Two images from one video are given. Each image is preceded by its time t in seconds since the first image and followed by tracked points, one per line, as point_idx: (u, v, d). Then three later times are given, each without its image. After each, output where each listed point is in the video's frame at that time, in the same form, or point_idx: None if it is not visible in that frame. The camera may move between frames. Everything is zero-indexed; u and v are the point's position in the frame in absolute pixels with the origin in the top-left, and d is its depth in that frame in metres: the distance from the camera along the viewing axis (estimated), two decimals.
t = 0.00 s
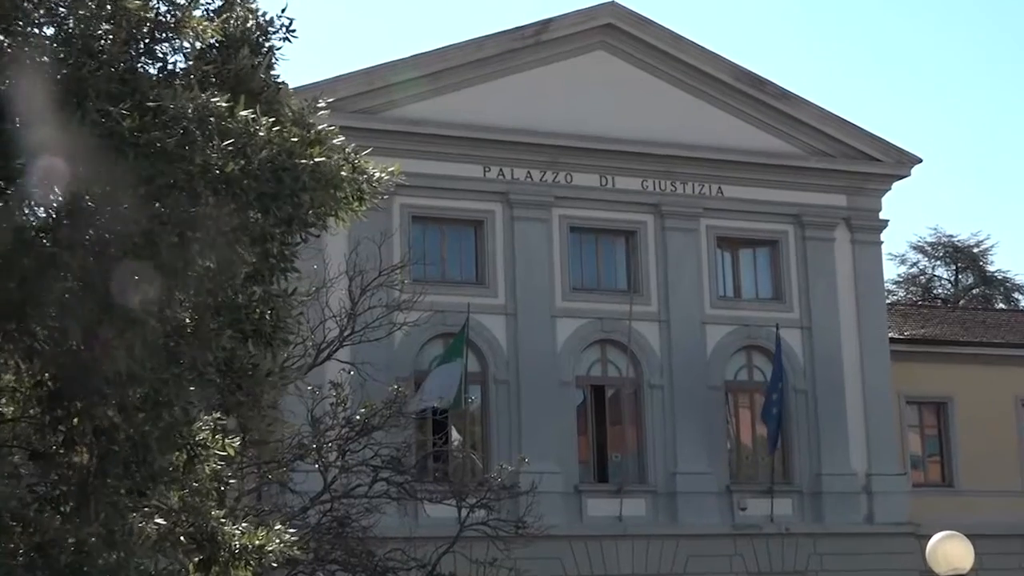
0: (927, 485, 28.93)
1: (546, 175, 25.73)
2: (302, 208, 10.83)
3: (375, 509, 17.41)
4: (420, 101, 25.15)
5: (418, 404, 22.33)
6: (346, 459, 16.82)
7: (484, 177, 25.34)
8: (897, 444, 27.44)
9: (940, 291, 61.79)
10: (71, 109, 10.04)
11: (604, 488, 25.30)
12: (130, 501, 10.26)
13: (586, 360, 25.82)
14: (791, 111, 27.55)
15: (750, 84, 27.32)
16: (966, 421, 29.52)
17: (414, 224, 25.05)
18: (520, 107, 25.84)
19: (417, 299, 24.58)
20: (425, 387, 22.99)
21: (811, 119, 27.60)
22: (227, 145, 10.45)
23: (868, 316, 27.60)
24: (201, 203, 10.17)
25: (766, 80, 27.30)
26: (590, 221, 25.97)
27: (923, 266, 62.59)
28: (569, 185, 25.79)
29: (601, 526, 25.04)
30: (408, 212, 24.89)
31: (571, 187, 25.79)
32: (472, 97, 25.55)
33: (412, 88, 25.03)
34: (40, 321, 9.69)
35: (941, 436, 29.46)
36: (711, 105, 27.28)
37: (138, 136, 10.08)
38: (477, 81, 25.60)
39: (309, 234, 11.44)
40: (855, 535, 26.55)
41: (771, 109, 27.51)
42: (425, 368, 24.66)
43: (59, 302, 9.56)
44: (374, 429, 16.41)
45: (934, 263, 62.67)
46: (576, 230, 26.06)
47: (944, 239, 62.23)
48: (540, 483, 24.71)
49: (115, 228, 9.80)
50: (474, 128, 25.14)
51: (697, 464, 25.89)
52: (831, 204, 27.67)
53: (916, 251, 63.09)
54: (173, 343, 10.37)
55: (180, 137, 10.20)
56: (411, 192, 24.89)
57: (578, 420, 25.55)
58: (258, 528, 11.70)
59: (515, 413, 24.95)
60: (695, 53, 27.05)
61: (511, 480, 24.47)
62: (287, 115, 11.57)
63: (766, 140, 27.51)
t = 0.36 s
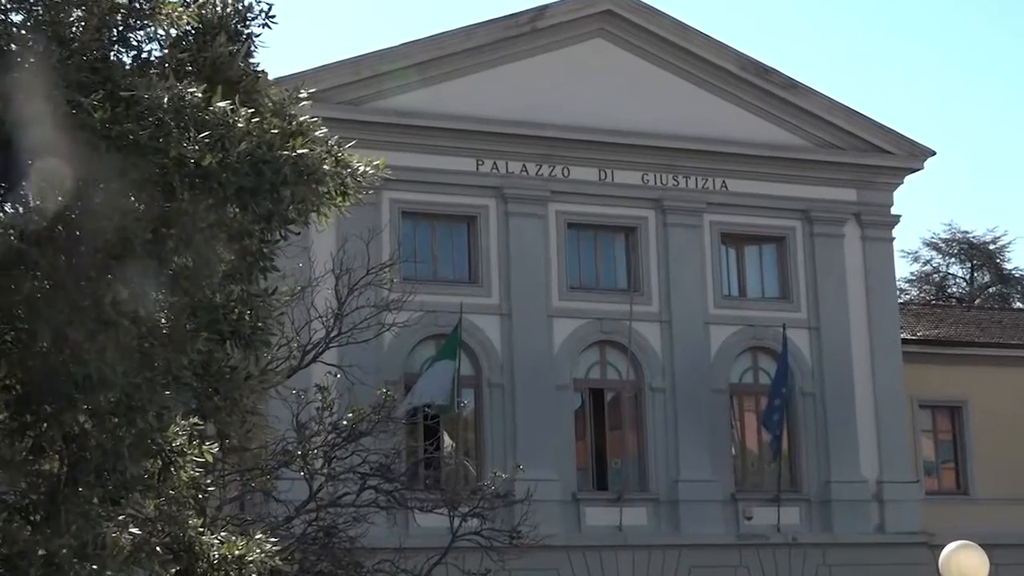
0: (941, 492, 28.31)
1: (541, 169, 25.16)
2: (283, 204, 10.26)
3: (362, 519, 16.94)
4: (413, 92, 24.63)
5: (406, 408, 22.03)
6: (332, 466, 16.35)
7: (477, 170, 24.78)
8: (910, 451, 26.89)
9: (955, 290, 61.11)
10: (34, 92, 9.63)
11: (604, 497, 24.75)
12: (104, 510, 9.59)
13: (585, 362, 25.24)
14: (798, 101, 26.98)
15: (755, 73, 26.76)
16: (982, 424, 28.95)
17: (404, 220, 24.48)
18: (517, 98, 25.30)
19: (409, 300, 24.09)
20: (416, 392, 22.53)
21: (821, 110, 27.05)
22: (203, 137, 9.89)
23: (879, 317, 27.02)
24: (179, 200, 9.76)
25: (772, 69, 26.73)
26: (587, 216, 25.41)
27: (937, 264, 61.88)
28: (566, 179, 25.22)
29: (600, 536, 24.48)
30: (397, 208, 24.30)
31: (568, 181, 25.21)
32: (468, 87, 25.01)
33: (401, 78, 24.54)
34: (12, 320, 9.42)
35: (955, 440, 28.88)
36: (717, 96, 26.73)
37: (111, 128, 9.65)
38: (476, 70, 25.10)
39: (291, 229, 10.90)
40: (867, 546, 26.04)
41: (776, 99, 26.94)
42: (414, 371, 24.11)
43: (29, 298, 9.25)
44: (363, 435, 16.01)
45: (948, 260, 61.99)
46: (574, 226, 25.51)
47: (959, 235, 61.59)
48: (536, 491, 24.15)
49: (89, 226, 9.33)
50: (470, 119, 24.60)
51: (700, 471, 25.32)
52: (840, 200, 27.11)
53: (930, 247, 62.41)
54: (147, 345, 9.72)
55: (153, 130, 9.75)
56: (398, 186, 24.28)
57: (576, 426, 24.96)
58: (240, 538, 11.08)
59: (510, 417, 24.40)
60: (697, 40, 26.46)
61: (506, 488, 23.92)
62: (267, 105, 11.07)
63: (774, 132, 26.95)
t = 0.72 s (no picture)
0: (952, 502, 27.94)
1: (545, 168, 24.86)
2: (276, 203, 9.97)
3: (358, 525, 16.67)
4: (415, 88, 24.35)
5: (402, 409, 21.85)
6: (327, 471, 16.08)
7: (479, 168, 24.49)
8: (920, 462, 26.57)
9: (968, 295, 60.80)
10: (18, 85, 9.30)
11: (605, 503, 24.46)
12: (92, 514, 9.24)
13: (587, 366, 24.96)
14: (807, 101, 26.65)
15: (764, 71, 26.47)
16: (993, 433, 28.61)
17: (405, 219, 24.20)
18: (522, 95, 25.02)
19: (410, 302, 23.83)
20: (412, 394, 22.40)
21: (831, 109, 26.73)
22: (194, 134, 9.63)
23: (890, 323, 26.68)
24: (170, 196, 9.53)
25: (782, 68, 26.42)
26: (589, 216, 25.09)
27: (949, 268, 61.58)
28: (570, 179, 24.92)
29: (602, 545, 24.19)
30: (396, 207, 24.02)
31: (572, 181, 24.91)
32: (472, 84, 24.73)
33: (404, 74, 24.25)
34: None
35: (966, 449, 28.52)
36: (724, 94, 26.42)
37: (100, 123, 9.36)
38: (481, 66, 24.82)
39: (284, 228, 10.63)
40: (875, 557, 25.72)
41: (785, 98, 26.63)
42: (412, 374, 23.85)
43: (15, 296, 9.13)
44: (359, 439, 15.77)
45: (962, 265, 61.65)
46: (577, 226, 25.20)
47: (972, 240, 61.23)
48: (536, 497, 23.86)
49: (77, 222, 9.09)
50: (474, 117, 24.33)
51: (703, 478, 25.03)
52: (849, 202, 26.78)
53: (942, 252, 62.10)
54: (136, 345, 9.47)
55: (142, 125, 9.48)
56: (397, 184, 24.01)
57: (577, 430, 24.67)
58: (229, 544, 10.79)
59: (510, 420, 24.11)
60: (704, 37, 26.15)
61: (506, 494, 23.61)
62: (261, 102, 10.76)
63: (782, 133, 26.64)
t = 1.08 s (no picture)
0: (952, 503, 27.94)
1: (546, 168, 24.85)
2: (274, 199, 9.95)
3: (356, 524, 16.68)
4: (416, 87, 24.35)
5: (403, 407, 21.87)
6: (326, 470, 16.08)
7: (480, 168, 24.49)
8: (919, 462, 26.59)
9: (969, 296, 60.78)
10: (16, 81, 9.30)
11: (605, 503, 24.44)
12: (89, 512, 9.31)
13: (588, 366, 24.96)
14: (808, 101, 26.64)
15: (765, 72, 26.47)
16: (993, 435, 28.60)
17: (405, 218, 24.20)
18: (523, 95, 25.01)
19: (409, 301, 23.82)
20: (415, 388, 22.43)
21: (832, 110, 26.72)
22: (192, 130, 9.64)
23: (891, 325, 26.67)
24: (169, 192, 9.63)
25: (783, 68, 26.41)
26: (590, 216, 25.07)
27: (950, 269, 61.58)
28: (570, 179, 24.91)
29: (601, 545, 24.19)
30: (397, 205, 24.02)
31: (572, 180, 24.91)
32: (472, 83, 24.72)
33: (404, 73, 24.24)
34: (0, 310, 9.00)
35: (966, 450, 28.52)
36: (725, 94, 26.41)
37: (97, 119, 9.35)
38: (481, 65, 24.81)
39: (282, 225, 10.63)
40: (874, 558, 25.72)
41: (786, 98, 26.62)
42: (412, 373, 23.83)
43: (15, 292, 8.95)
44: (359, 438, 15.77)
45: (963, 266, 61.65)
46: (578, 226, 25.19)
47: (973, 240, 61.22)
48: (535, 497, 23.85)
49: (76, 218, 9.10)
50: (474, 116, 24.33)
51: (703, 478, 25.02)
52: (850, 202, 26.77)
53: (943, 253, 62.10)
54: (133, 342, 9.55)
55: (140, 121, 9.46)
56: (399, 183, 24.02)
57: (577, 430, 24.65)
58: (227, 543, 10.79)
59: (511, 420, 24.10)
60: (706, 37, 26.16)
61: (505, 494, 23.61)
62: (260, 99, 10.72)
63: (784, 133, 26.63)
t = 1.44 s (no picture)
0: (952, 502, 27.93)
1: (547, 164, 24.84)
2: (273, 192, 9.91)
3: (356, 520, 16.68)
4: (417, 83, 24.34)
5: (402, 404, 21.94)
6: (327, 464, 16.08)
7: (481, 164, 24.48)
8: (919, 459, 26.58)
9: (970, 295, 60.72)
10: (17, 76, 9.35)
11: (605, 500, 24.45)
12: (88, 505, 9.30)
13: (589, 362, 24.95)
14: (810, 98, 26.63)
15: (766, 69, 26.46)
16: (994, 433, 28.59)
17: (406, 214, 24.20)
18: (524, 91, 25.00)
19: (409, 297, 23.82)
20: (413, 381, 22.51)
21: (834, 107, 26.71)
22: (191, 123, 9.65)
23: (891, 323, 26.67)
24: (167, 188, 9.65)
25: (785, 66, 26.40)
26: (591, 212, 25.06)
27: (951, 268, 61.53)
28: (571, 175, 24.90)
29: (601, 541, 24.19)
30: (397, 201, 24.01)
31: (574, 178, 24.90)
32: (474, 79, 24.72)
33: (406, 68, 24.23)
34: None
35: (966, 448, 28.51)
36: (727, 91, 26.39)
37: (96, 113, 9.36)
38: (483, 61, 24.80)
39: (282, 219, 10.64)
40: (873, 556, 25.73)
41: (788, 96, 26.62)
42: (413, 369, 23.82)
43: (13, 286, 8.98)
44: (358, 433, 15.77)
45: (964, 265, 61.60)
46: (579, 222, 25.17)
47: (974, 239, 61.18)
48: (536, 493, 23.85)
49: (74, 212, 9.14)
50: (476, 112, 24.33)
51: (704, 475, 25.02)
52: (851, 200, 26.77)
53: (943, 251, 62.05)
54: (132, 337, 9.47)
55: (139, 116, 9.48)
56: (401, 179, 24.03)
57: (578, 427, 24.65)
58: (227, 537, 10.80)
59: (511, 416, 24.11)
60: (707, 35, 26.16)
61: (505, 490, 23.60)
62: (260, 93, 10.75)
63: (785, 130, 26.63)
